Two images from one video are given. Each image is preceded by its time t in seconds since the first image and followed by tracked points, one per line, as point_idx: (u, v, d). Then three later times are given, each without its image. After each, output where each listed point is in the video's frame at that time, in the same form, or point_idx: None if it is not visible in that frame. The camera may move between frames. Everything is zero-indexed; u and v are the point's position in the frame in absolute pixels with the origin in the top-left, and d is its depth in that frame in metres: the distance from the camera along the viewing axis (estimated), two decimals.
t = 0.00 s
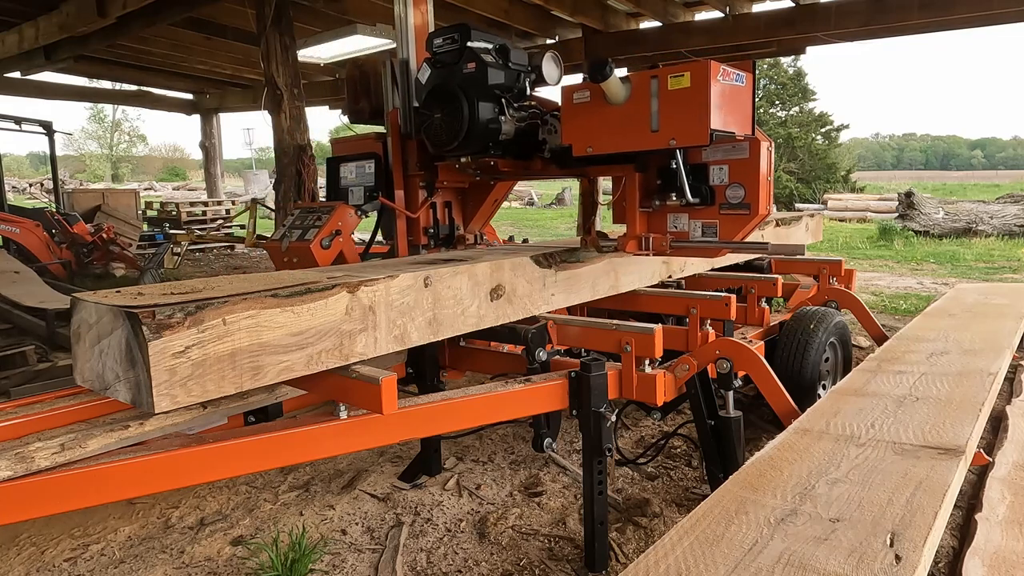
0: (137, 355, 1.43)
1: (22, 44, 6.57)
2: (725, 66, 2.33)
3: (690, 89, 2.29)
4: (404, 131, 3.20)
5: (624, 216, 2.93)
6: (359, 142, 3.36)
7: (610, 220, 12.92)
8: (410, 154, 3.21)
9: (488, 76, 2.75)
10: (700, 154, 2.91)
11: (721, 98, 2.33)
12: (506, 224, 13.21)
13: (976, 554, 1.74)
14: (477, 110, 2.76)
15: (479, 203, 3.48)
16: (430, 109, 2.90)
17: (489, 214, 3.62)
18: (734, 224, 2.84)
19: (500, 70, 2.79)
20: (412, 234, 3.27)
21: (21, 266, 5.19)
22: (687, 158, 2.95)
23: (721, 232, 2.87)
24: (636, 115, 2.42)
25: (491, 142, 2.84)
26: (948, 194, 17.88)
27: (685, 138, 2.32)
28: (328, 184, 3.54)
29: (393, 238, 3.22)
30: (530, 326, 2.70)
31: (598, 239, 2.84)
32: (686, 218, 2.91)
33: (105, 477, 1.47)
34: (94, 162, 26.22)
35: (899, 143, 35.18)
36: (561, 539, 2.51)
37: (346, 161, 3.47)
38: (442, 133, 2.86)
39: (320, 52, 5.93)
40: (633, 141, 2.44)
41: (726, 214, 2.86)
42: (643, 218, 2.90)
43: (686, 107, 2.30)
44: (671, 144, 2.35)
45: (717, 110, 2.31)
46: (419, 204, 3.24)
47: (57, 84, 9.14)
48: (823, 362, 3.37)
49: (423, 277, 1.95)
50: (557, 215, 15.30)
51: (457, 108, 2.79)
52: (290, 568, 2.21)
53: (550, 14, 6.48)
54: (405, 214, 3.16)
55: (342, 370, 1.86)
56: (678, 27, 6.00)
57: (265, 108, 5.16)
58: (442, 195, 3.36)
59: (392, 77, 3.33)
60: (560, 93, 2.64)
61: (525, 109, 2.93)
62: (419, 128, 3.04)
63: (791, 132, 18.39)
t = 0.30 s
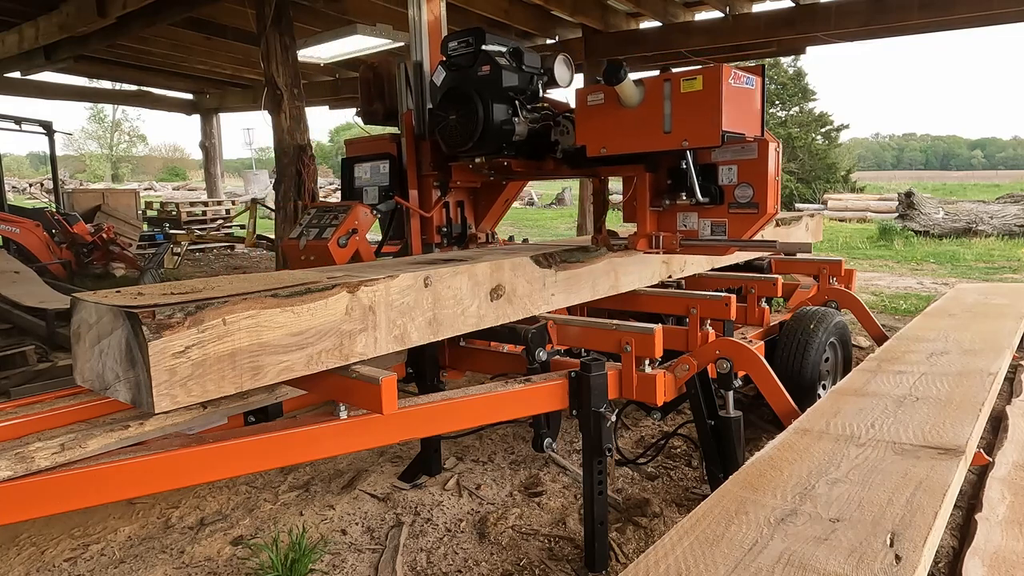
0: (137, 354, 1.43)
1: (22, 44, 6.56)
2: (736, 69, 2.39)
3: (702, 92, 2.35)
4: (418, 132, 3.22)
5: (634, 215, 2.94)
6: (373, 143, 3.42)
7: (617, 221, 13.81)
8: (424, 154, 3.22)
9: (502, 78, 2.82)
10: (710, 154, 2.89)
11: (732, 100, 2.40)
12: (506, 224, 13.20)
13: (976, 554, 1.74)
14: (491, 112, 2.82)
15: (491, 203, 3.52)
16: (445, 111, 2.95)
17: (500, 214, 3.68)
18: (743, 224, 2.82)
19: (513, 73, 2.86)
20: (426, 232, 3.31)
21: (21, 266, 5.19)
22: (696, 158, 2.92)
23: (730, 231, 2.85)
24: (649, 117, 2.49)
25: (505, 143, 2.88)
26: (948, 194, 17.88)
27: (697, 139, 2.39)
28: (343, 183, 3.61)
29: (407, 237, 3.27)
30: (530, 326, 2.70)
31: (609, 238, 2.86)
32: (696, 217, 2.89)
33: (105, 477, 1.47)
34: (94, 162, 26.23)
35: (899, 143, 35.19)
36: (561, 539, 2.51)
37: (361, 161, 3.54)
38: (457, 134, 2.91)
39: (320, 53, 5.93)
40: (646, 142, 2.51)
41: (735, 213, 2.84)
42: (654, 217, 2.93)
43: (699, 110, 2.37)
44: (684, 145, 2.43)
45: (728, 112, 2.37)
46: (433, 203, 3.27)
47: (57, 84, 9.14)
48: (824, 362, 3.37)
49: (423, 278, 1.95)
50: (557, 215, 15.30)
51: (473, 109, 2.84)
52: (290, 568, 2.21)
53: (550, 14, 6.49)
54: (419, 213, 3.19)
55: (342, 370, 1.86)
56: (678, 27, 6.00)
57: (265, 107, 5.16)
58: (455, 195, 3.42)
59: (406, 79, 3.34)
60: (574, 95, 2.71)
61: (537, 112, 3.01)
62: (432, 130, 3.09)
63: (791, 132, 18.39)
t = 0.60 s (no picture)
0: (137, 355, 1.43)
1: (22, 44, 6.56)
2: (746, 72, 2.49)
3: (713, 94, 2.46)
4: (431, 134, 3.39)
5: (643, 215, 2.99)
6: (387, 144, 3.58)
7: (628, 221, 13.77)
8: (437, 155, 3.38)
9: (515, 80, 2.92)
10: (718, 154, 2.84)
11: (742, 102, 2.50)
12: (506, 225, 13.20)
13: (976, 554, 1.74)
14: (505, 113, 2.92)
15: (502, 203, 3.68)
16: (459, 112, 3.07)
17: (512, 213, 3.80)
18: (751, 223, 2.76)
19: (526, 75, 2.97)
20: (438, 232, 3.48)
21: (21, 266, 5.20)
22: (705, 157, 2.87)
23: (738, 229, 2.80)
24: (660, 119, 2.60)
25: (517, 143, 2.99)
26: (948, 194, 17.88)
27: (707, 140, 2.49)
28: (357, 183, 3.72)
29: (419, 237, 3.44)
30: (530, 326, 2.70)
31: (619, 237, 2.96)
32: (704, 216, 2.87)
33: (105, 477, 1.47)
34: (94, 162, 26.24)
35: (899, 143, 35.18)
36: (561, 539, 2.51)
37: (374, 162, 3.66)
38: (470, 134, 3.03)
39: (320, 52, 5.94)
40: (658, 142, 2.62)
41: (743, 212, 2.78)
42: (664, 216, 2.96)
43: (709, 111, 2.47)
44: (694, 145, 2.53)
45: (737, 114, 2.47)
46: (445, 202, 3.43)
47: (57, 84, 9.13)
48: (823, 362, 3.37)
49: (423, 278, 1.95)
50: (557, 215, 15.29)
51: (486, 110, 2.95)
52: (290, 568, 2.21)
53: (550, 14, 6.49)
54: (430, 212, 3.36)
55: (342, 370, 1.86)
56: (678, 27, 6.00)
57: (265, 107, 5.16)
58: (467, 195, 3.58)
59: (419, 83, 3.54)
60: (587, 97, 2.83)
61: (550, 113, 3.12)
62: (447, 130, 3.21)
63: (791, 132, 18.39)
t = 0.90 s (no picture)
0: (137, 355, 1.43)
1: (22, 44, 6.57)
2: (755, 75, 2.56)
3: (724, 96, 2.52)
4: (444, 135, 3.39)
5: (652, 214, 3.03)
6: (400, 145, 3.75)
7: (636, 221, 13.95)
8: (449, 156, 3.39)
9: (528, 83, 2.96)
10: (727, 155, 2.90)
11: (751, 104, 2.57)
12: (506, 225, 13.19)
13: (976, 554, 1.74)
14: (517, 115, 2.97)
15: (512, 202, 3.83)
16: (473, 114, 3.11)
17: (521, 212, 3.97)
18: (758, 221, 2.82)
19: (538, 77, 3.00)
20: (451, 230, 3.55)
21: (21, 266, 5.20)
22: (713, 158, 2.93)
23: (746, 228, 2.85)
24: (672, 120, 2.65)
25: (529, 144, 3.05)
26: (948, 194, 17.87)
27: (719, 141, 2.54)
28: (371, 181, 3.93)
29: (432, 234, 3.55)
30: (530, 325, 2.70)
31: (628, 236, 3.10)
32: (713, 215, 2.91)
33: (105, 477, 1.47)
34: (94, 162, 26.27)
35: (899, 143, 35.17)
36: (561, 539, 2.51)
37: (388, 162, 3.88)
38: (484, 136, 3.07)
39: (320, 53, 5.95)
40: (670, 144, 2.67)
41: (751, 211, 2.83)
42: (673, 215, 2.99)
43: (721, 113, 2.53)
44: (706, 146, 2.58)
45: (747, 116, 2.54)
46: (457, 202, 3.47)
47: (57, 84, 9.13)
48: (823, 362, 3.37)
49: (423, 278, 1.95)
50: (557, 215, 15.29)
51: (499, 112, 3.00)
52: (290, 568, 2.21)
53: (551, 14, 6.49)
54: (444, 212, 3.42)
55: (342, 370, 1.86)
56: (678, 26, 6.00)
57: (265, 107, 5.16)
58: (478, 195, 3.70)
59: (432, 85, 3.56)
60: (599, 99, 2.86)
61: (561, 113, 3.16)
62: (460, 131, 3.25)
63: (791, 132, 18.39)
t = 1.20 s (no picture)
0: (137, 355, 1.43)
1: (22, 44, 6.56)
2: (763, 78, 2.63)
3: (734, 99, 2.59)
4: (456, 135, 3.52)
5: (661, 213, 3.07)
6: (411, 146, 3.81)
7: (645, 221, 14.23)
8: (461, 156, 3.50)
9: (540, 85, 3.03)
10: (734, 155, 2.93)
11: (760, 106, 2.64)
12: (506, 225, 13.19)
13: (976, 554, 1.74)
14: (530, 116, 3.04)
15: (523, 202, 3.84)
16: (486, 115, 3.17)
17: (531, 211, 3.98)
18: (766, 220, 2.87)
19: (550, 79, 3.08)
20: (463, 229, 3.59)
21: (21, 266, 5.20)
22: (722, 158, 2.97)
23: (753, 226, 2.89)
24: (683, 122, 2.71)
25: (541, 145, 3.11)
26: (948, 194, 17.87)
27: (729, 143, 2.61)
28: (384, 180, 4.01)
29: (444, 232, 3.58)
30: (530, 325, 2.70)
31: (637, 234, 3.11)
32: (721, 214, 2.98)
33: (105, 477, 1.47)
34: (94, 162, 26.29)
35: (899, 143, 35.16)
36: (561, 539, 2.51)
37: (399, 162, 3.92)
38: (496, 136, 3.13)
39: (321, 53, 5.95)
40: (681, 145, 2.73)
41: (758, 211, 2.88)
42: (681, 214, 3.05)
43: (731, 115, 2.60)
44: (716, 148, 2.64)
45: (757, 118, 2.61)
46: (469, 201, 3.55)
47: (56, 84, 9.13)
48: (823, 362, 3.37)
49: (423, 277, 1.95)
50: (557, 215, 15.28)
51: (512, 113, 3.06)
52: (290, 568, 2.21)
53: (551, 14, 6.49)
54: (456, 211, 3.48)
55: (342, 370, 1.86)
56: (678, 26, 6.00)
57: (265, 107, 5.16)
58: (489, 194, 3.72)
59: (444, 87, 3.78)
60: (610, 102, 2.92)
61: (571, 115, 3.24)
62: (473, 132, 3.32)
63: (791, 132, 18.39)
